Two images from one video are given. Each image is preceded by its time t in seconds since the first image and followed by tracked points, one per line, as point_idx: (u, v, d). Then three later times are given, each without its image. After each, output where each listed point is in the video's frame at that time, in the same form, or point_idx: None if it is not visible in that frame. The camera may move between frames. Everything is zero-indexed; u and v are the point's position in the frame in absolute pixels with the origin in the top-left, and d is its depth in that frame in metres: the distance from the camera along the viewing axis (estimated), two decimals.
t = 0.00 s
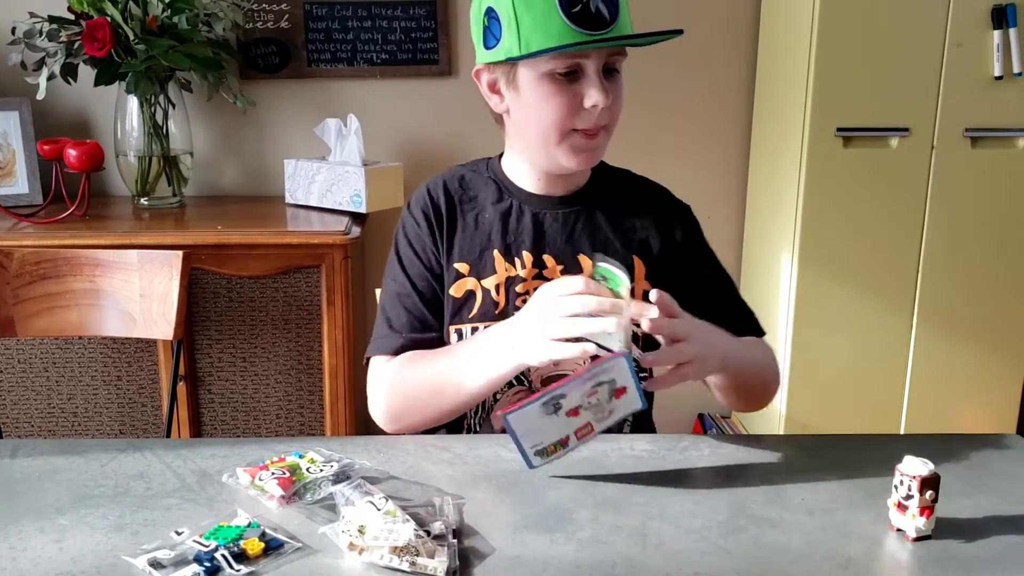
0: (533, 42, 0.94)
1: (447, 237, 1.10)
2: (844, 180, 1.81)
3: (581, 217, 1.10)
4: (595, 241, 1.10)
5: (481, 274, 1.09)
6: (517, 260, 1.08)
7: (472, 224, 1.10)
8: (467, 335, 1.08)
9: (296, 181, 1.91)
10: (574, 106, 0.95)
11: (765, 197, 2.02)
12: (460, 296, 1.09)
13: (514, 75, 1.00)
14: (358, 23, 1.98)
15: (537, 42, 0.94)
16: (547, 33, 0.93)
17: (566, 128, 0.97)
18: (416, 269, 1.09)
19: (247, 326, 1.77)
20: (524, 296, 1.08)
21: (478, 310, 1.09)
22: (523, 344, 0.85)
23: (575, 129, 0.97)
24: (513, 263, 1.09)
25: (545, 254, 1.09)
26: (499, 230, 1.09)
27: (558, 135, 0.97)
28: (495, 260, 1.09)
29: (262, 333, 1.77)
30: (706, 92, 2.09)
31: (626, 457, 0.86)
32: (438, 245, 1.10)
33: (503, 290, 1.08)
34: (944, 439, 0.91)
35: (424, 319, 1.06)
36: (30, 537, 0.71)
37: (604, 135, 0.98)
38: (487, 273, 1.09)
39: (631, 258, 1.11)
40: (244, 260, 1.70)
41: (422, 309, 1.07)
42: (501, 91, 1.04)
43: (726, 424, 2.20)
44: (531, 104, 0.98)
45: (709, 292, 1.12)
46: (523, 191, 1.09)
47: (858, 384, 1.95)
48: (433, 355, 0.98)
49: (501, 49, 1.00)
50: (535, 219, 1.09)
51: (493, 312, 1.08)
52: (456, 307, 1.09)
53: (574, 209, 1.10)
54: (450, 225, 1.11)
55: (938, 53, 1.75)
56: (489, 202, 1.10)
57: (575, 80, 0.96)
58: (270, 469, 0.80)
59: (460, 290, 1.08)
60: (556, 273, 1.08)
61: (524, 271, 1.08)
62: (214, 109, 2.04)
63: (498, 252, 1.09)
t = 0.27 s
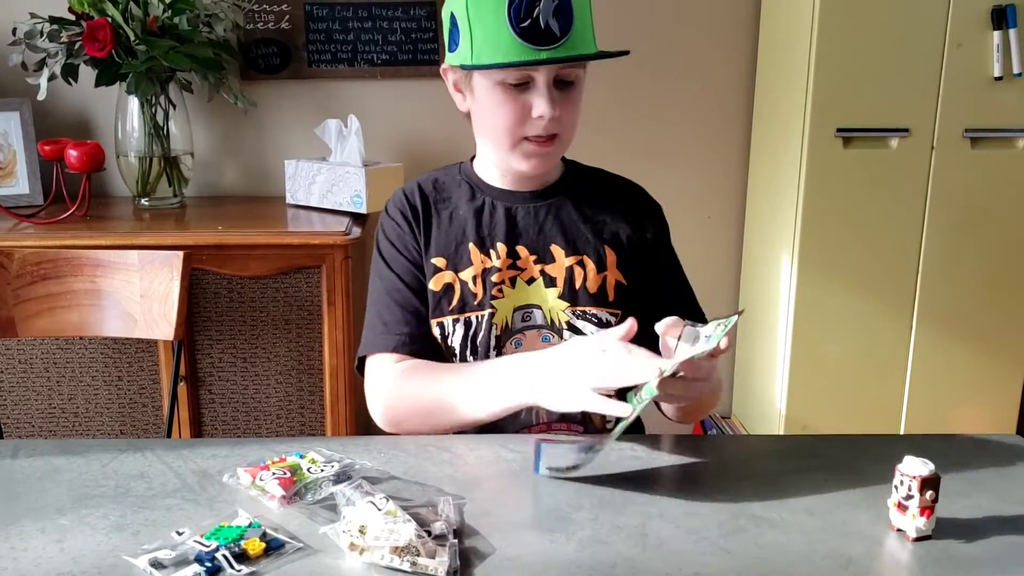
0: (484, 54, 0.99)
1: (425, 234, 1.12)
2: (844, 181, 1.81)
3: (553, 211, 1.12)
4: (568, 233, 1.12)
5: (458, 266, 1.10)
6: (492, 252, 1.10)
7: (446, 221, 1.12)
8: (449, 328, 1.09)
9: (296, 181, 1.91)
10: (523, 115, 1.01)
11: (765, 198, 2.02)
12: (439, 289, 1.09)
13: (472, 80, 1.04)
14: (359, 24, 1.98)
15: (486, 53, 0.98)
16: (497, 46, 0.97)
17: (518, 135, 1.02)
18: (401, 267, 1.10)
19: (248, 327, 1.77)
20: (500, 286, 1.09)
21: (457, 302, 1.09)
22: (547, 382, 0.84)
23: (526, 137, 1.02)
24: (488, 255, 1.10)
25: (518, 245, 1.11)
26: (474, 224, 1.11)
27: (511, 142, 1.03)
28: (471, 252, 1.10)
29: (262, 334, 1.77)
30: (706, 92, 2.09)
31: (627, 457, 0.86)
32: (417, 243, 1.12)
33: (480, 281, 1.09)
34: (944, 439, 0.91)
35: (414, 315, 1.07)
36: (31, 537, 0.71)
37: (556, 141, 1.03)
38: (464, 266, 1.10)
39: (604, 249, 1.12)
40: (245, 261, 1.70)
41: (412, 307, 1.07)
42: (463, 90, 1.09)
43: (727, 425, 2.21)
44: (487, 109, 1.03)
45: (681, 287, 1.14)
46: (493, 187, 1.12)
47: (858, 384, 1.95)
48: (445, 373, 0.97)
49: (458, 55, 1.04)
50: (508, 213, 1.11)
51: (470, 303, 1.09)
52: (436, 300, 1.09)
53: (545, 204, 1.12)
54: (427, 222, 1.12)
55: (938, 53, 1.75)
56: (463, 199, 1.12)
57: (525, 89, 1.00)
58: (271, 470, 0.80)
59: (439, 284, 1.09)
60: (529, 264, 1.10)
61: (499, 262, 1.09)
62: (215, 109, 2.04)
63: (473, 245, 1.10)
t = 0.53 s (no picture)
0: (484, 51, 0.99)
1: (422, 235, 1.13)
2: (844, 181, 1.81)
3: (549, 209, 1.12)
4: (564, 231, 1.11)
5: (454, 264, 1.10)
6: (487, 249, 1.10)
7: (443, 220, 1.12)
8: (444, 325, 1.09)
9: (296, 181, 1.91)
10: (520, 113, 1.01)
11: (765, 198, 2.02)
12: (434, 287, 1.10)
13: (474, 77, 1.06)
14: (359, 24, 1.98)
15: (487, 50, 0.99)
16: (498, 44, 0.97)
17: (515, 133, 1.02)
18: (398, 267, 1.11)
19: (248, 327, 1.77)
20: (496, 282, 1.09)
21: (452, 300, 1.10)
22: (498, 405, 0.83)
23: (523, 135, 1.03)
24: (483, 252, 1.10)
25: (514, 243, 1.10)
26: (470, 223, 1.11)
27: (508, 139, 1.03)
28: (466, 250, 1.10)
29: (262, 334, 1.77)
30: (706, 92, 2.09)
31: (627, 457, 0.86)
32: (413, 243, 1.13)
33: (475, 278, 1.09)
34: (945, 439, 0.91)
35: (407, 313, 1.08)
36: (31, 537, 0.71)
37: (552, 141, 1.03)
38: (460, 263, 1.10)
39: (600, 247, 1.12)
40: (245, 261, 1.70)
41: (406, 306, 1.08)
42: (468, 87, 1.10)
43: (727, 425, 2.20)
44: (486, 106, 1.04)
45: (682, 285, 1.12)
46: (493, 188, 1.12)
47: (858, 384, 1.95)
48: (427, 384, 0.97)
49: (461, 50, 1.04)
50: (504, 212, 1.11)
51: (464, 300, 1.09)
52: (431, 298, 1.10)
53: (542, 202, 1.12)
54: (424, 222, 1.13)
55: (938, 53, 1.75)
56: (459, 199, 1.13)
57: (523, 88, 1.01)
58: (272, 470, 0.80)
59: (434, 282, 1.10)
60: (525, 261, 1.10)
61: (494, 259, 1.10)
62: (215, 109, 2.04)
63: (469, 244, 1.10)
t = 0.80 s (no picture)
0: (486, 54, 0.99)
1: (428, 228, 1.13)
2: (844, 181, 1.81)
3: (552, 208, 1.12)
4: (567, 229, 1.12)
5: (457, 259, 1.11)
6: (490, 245, 1.11)
7: (448, 214, 1.13)
8: (445, 318, 1.10)
9: (296, 182, 1.91)
10: (522, 118, 1.01)
11: (765, 198, 2.02)
12: (438, 279, 1.10)
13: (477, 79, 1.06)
14: (359, 25, 1.98)
15: (488, 53, 0.99)
16: (499, 48, 0.97)
17: (517, 137, 1.03)
18: (403, 257, 1.12)
19: (248, 328, 1.77)
20: (496, 279, 1.10)
21: (455, 293, 1.10)
22: (512, 406, 0.84)
23: (525, 138, 1.03)
24: (486, 248, 1.11)
25: (517, 240, 1.11)
26: (474, 218, 1.12)
27: (510, 142, 1.04)
28: (470, 246, 1.11)
29: (262, 335, 1.77)
30: (706, 92, 2.09)
31: (628, 458, 0.86)
32: (418, 235, 1.13)
33: (477, 273, 1.10)
34: (946, 439, 0.91)
35: (411, 302, 1.08)
36: (31, 538, 0.71)
37: (553, 145, 1.04)
38: (463, 257, 1.11)
39: (603, 246, 1.12)
40: (245, 261, 1.70)
41: (410, 298, 1.09)
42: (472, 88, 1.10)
43: (727, 425, 2.20)
44: (489, 109, 1.04)
45: (685, 285, 1.12)
46: (497, 186, 1.12)
47: (859, 385, 1.95)
48: (431, 375, 0.97)
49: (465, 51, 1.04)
50: (507, 210, 1.12)
51: (467, 294, 1.10)
52: (434, 290, 1.10)
53: (546, 201, 1.12)
54: (430, 216, 1.14)
55: (938, 54, 1.75)
56: (465, 194, 1.13)
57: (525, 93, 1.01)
58: (273, 470, 0.80)
59: (438, 274, 1.11)
60: (527, 258, 1.11)
61: (497, 255, 1.10)
62: (215, 110, 2.04)
63: (473, 238, 1.11)
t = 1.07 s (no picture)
0: (480, 52, 1.01)
1: (420, 219, 1.16)
2: (844, 181, 1.81)
3: (542, 202, 1.16)
4: (556, 224, 1.15)
5: (449, 252, 1.14)
6: (481, 239, 1.14)
7: (440, 208, 1.16)
8: (439, 307, 1.12)
9: (296, 182, 1.91)
10: (513, 116, 1.03)
11: (765, 199, 2.02)
12: (430, 269, 1.13)
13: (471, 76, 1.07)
14: (359, 25, 1.98)
15: (483, 51, 1.00)
16: (494, 47, 0.99)
17: (506, 135, 1.05)
18: (396, 247, 1.14)
19: (248, 328, 1.77)
20: (488, 272, 1.13)
21: (445, 283, 1.13)
22: (489, 343, 0.87)
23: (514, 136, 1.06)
24: (477, 242, 1.14)
25: (508, 234, 1.14)
26: (465, 212, 1.15)
27: (499, 140, 1.06)
28: (461, 239, 1.14)
29: (262, 336, 1.77)
30: (705, 92, 2.09)
31: (628, 458, 0.86)
32: (411, 225, 1.15)
33: (468, 266, 1.13)
34: (946, 439, 0.91)
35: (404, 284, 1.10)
36: (31, 539, 0.71)
37: (542, 145, 1.07)
38: (454, 250, 1.14)
39: (591, 237, 1.16)
40: (245, 262, 1.70)
41: (404, 281, 1.10)
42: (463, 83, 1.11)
43: (727, 426, 2.20)
44: (480, 106, 1.06)
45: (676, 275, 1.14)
46: (485, 183, 1.16)
47: (859, 385, 1.95)
48: (407, 335, 1.00)
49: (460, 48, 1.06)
50: (498, 205, 1.15)
51: (457, 284, 1.13)
52: (427, 279, 1.13)
53: (535, 196, 1.16)
54: (423, 209, 1.16)
55: (938, 53, 1.75)
56: (456, 190, 1.17)
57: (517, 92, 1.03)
58: (273, 470, 0.80)
59: (430, 264, 1.13)
60: (516, 252, 1.14)
61: (487, 249, 1.13)
62: (214, 111, 2.04)
63: (463, 232, 1.14)
